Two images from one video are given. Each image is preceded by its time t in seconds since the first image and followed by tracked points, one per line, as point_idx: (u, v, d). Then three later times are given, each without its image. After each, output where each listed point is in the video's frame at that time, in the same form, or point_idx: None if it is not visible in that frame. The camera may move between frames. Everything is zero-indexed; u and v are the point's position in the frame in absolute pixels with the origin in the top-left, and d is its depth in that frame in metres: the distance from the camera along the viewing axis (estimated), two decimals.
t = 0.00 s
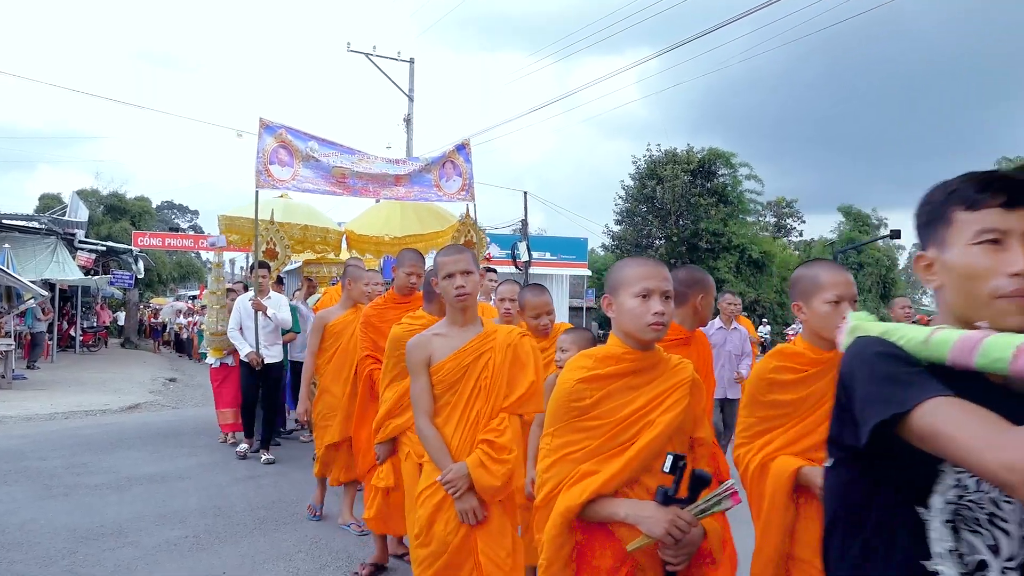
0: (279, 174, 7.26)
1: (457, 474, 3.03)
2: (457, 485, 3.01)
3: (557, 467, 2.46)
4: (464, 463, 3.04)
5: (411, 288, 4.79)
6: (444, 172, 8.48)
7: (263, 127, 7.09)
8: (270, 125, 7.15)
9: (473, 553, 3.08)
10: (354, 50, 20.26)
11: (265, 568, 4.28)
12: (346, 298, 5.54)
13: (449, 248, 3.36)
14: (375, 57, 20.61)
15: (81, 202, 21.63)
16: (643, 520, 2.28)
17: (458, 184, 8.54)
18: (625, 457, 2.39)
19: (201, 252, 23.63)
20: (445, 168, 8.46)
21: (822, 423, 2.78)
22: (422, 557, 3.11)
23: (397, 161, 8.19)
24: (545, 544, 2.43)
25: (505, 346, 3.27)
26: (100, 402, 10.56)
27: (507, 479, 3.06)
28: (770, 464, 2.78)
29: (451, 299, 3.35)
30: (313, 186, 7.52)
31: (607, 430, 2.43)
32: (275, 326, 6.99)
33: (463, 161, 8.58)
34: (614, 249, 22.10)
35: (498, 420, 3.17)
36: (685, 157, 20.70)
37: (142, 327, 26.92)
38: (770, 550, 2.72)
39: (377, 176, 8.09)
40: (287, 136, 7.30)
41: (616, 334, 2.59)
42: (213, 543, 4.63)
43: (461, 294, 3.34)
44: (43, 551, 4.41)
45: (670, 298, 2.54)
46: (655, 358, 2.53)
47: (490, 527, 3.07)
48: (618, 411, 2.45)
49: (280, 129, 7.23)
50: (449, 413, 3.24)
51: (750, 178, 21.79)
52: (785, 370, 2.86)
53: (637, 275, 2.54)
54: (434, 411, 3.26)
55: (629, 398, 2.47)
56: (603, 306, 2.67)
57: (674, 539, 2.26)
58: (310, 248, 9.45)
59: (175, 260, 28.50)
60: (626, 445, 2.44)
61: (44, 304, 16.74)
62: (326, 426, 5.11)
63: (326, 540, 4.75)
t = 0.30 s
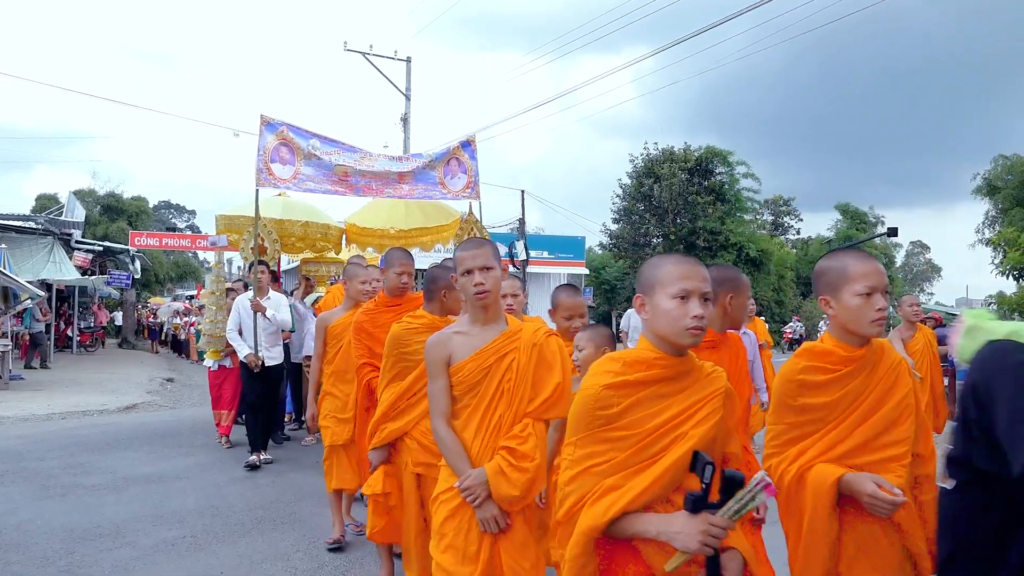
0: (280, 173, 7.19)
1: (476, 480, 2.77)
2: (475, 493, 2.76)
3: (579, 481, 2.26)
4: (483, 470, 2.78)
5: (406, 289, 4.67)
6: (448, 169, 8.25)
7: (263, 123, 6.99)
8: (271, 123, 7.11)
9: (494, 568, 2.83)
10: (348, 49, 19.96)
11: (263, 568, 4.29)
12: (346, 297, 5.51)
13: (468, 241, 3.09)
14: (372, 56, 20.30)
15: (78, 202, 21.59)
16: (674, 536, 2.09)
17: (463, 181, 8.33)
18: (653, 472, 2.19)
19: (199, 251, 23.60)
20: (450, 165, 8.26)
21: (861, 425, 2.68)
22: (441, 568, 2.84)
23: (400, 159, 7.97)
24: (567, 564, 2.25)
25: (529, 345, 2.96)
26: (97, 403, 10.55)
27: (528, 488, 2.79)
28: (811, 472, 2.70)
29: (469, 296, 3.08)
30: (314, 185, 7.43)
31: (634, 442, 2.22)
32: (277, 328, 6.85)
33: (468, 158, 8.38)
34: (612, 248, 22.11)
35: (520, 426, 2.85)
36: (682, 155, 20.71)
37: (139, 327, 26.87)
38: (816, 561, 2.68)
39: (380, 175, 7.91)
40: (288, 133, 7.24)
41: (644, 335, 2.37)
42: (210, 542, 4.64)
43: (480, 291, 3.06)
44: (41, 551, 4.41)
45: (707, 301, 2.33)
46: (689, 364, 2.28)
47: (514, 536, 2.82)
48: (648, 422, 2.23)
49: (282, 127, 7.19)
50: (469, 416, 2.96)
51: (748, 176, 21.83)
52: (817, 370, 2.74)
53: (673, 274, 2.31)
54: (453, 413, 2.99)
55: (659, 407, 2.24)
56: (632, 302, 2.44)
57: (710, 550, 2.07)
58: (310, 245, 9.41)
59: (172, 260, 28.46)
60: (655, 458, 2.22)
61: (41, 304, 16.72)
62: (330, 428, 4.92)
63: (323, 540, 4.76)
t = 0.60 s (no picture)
0: (280, 168, 7.19)
1: (514, 507, 2.43)
2: (514, 521, 2.42)
3: (632, 504, 2.01)
4: (518, 495, 2.45)
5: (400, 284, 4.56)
6: (451, 163, 8.10)
7: (262, 117, 6.98)
8: (270, 118, 7.16)
9: None
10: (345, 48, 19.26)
11: (262, 566, 4.29)
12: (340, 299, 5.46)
13: (480, 246, 2.76)
14: (368, 55, 19.21)
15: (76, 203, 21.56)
16: None
17: (466, 176, 8.13)
18: (720, 495, 1.93)
19: (197, 251, 23.58)
20: (452, 160, 8.09)
21: (900, 430, 2.43)
22: None
23: (401, 153, 7.86)
24: None
25: (550, 356, 2.67)
26: (96, 402, 10.55)
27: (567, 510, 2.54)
28: (846, 480, 2.41)
29: (480, 305, 2.73)
30: (315, 180, 7.37)
31: (699, 461, 1.95)
32: (276, 327, 6.81)
33: (472, 152, 8.20)
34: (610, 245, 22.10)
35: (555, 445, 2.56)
36: (680, 152, 20.67)
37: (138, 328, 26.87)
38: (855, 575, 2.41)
39: (381, 169, 7.76)
40: (288, 128, 7.26)
41: (709, 344, 2.08)
42: (209, 542, 4.63)
43: (493, 299, 2.70)
44: (40, 552, 4.40)
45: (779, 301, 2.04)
46: (758, 375, 2.02)
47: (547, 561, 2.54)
48: (712, 438, 1.97)
49: (281, 121, 7.25)
50: (491, 436, 2.62)
51: (746, 172, 21.83)
52: (856, 370, 2.46)
53: (741, 275, 2.00)
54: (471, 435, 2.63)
55: (728, 421, 1.98)
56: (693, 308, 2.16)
57: None
58: (311, 241, 9.43)
59: (171, 260, 28.44)
60: (721, 478, 1.96)
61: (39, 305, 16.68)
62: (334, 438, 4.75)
63: (323, 538, 4.76)
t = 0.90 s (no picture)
0: (280, 161, 6.82)
1: (538, 515, 2.27)
2: (540, 530, 2.26)
3: (711, 508, 1.99)
4: (545, 501, 2.29)
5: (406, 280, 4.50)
6: (455, 158, 8.11)
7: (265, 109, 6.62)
8: (270, 109, 6.73)
9: None
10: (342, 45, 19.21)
11: (260, 562, 4.29)
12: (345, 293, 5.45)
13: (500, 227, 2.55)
14: (366, 51, 19.75)
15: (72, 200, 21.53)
16: None
17: (470, 170, 8.15)
18: (818, 500, 1.86)
19: (194, 248, 23.55)
20: (456, 155, 8.10)
21: (978, 433, 2.36)
22: None
23: (404, 150, 7.82)
24: None
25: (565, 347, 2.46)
26: (94, 399, 10.56)
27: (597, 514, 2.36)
28: (917, 487, 2.36)
29: (497, 291, 2.51)
30: (315, 175, 7.11)
31: (783, 459, 1.90)
32: (273, 321, 6.77)
33: (476, 145, 8.21)
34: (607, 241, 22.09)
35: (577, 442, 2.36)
36: (677, 147, 20.63)
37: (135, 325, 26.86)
38: None
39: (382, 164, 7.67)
40: (288, 120, 6.90)
41: (787, 334, 2.03)
42: (208, 538, 4.64)
43: (512, 283, 2.50)
44: (38, 549, 4.40)
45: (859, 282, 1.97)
46: (837, 363, 1.96)
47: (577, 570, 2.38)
48: (795, 435, 1.91)
49: (281, 112, 6.83)
50: (510, 438, 2.39)
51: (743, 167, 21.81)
52: (929, 369, 2.40)
53: (818, 253, 1.96)
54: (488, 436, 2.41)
55: (810, 416, 1.92)
56: (767, 290, 2.09)
57: None
58: (307, 238, 9.41)
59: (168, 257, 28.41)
60: (811, 479, 1.89)
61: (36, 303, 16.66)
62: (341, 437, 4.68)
63: (322, 534, 4.77)
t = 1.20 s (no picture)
0: (279, 154, 6.79)
1: (580, 543, 2.06)
2: (583, 561, 2.05)
3: (767, 535, 1.84)
4: (588, 528, 2.08)
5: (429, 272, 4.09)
6: (460, 148, 7.65)
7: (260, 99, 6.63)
8: (267, 101, 6.77)
9: None
10: (340, 39, 18.98)
11: (259, 557, 4.29)
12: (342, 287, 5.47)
13: (546, 225, 2.26)
14: (362, 44, 19.55)
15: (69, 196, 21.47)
16: None
17: (476, 161, 7.66)
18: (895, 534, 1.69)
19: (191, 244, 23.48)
20: (461, 145, 7.63)
21: None
22: None
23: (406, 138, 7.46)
24: None
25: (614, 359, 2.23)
26: (92, 395, 10.55)
27: (642, 543, 2.17)
28: (997, 491, 2.13)
29: (547, 293, 2.23)
30: (316, 167, 6.97)
31: (850, 484, 1.72)
32: (276, 319, 6.72)
33: (482, 136, 7.73)
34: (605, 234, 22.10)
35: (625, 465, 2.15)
36: (675, 140, 20.59)
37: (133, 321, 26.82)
38: None
39: (385, 155, 7.35)
40: (286, 111, 6.88)
41: (848, 336, 1.80)
42: (207, 533, 4.63)
43: (564, 285, 2.22)
44: (36, 545, 4.39)
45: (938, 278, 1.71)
46: (909, 370, 1.74)
47: None
48: (863, 455, 1.72)
49: (278, 104, 6.86)
50: (552, 456, 2.17)
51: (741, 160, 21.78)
52: (1012, 362, 2.13)
53: (887, 247, 1.72)
54: (526, 453, 2.18)
55: (877, 433, 1.72)
56: (828, 288, 1.85)
57: None
58: (305, 233, 9.37)
59: (166, 253, 28.36)
60: (881, 508, 1.72)
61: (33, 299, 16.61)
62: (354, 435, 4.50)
63: (321, 528, 4.77)
